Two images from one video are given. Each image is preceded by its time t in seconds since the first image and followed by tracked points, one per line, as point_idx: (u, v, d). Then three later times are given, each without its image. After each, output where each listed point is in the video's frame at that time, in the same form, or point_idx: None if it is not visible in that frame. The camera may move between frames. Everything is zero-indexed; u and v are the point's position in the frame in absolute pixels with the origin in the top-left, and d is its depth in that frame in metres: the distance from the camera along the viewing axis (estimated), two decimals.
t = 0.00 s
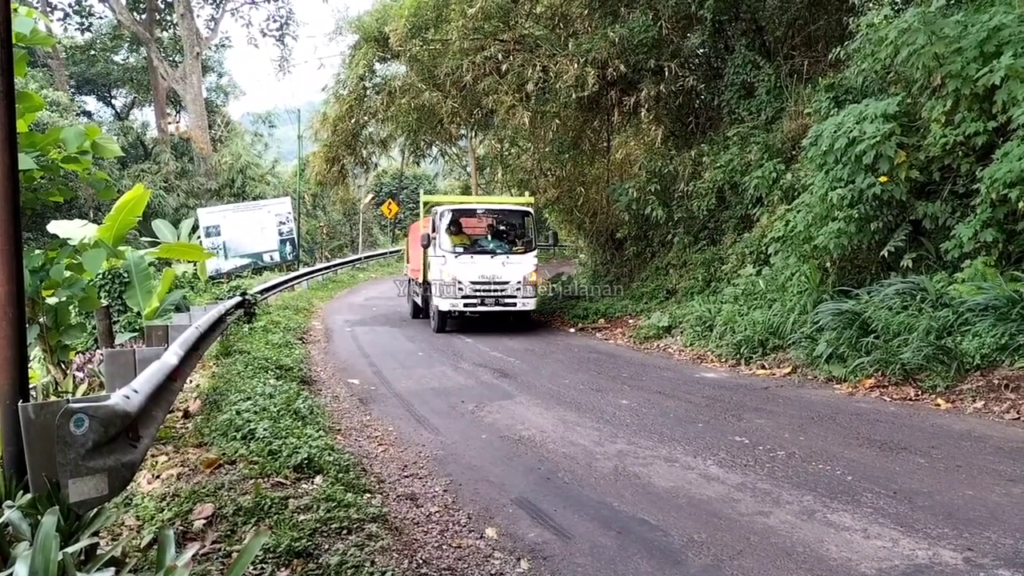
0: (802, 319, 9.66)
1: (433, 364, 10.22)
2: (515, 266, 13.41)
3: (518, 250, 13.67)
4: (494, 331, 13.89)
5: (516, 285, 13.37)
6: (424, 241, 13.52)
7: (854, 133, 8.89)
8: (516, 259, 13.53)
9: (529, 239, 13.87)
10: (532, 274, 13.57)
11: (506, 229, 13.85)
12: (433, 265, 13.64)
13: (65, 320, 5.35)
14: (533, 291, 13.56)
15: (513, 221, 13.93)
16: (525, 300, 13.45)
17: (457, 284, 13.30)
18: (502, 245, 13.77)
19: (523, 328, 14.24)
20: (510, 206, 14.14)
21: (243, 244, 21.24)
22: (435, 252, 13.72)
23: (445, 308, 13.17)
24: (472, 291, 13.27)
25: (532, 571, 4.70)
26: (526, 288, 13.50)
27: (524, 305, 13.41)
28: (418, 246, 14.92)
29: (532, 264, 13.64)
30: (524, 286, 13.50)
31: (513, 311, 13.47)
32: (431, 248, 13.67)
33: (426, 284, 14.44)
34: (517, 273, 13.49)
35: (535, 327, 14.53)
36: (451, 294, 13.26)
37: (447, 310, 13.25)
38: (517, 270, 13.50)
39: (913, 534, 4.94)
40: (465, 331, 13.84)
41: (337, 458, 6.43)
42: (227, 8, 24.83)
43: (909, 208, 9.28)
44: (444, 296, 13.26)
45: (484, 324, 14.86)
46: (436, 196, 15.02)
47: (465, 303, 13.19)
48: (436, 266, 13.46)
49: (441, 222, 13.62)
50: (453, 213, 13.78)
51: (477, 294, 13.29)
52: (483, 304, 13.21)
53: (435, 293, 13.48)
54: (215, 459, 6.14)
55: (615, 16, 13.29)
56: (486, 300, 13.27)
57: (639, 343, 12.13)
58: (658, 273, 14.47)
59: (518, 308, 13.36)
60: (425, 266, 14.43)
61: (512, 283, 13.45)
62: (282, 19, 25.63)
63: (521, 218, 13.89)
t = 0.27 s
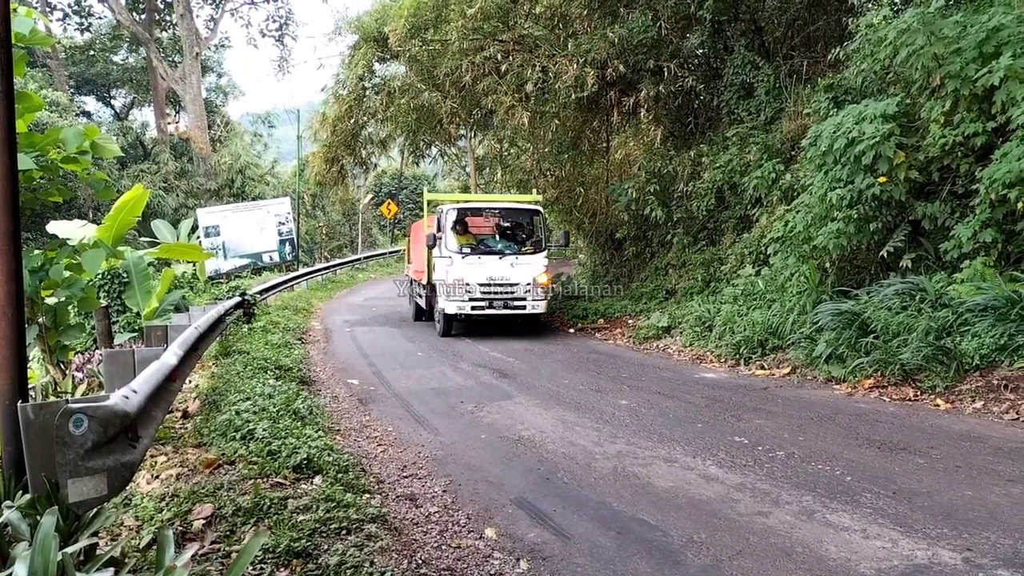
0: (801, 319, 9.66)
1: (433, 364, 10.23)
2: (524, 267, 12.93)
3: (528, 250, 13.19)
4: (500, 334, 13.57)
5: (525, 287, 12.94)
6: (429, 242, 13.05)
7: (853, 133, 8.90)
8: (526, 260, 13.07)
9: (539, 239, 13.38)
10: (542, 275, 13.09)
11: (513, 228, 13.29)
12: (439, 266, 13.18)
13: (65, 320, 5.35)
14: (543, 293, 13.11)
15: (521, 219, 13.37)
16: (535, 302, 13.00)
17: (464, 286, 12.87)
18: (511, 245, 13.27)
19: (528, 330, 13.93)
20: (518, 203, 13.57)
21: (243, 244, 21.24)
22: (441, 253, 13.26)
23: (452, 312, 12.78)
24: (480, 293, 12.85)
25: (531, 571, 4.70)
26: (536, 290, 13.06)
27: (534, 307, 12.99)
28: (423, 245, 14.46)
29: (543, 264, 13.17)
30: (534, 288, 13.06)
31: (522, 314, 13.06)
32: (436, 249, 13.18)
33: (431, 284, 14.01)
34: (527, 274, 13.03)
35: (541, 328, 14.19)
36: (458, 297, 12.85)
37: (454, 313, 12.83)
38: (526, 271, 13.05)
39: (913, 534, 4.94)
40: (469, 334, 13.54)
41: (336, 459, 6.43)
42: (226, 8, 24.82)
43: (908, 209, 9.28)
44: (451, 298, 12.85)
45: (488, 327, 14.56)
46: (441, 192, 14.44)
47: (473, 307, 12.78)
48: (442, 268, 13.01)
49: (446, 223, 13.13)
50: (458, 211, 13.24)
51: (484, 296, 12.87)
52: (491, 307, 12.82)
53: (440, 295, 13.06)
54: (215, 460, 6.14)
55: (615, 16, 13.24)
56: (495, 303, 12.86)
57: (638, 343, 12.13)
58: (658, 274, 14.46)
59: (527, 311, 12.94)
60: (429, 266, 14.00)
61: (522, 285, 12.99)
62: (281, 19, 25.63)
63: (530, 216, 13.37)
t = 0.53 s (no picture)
0: (800, 319, 9.67)
1: (432, 364, 10.24)
2: (534, 267, 12.70)
3: (537, 251, 12.98)
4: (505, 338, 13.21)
5: (535, 288, 12.65)
6: (435, 243, 12.75)
7: (853, 133, 8.91)
8: (535, 261, 12.85)
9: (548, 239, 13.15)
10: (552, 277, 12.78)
11: (521, 228, 13.20)
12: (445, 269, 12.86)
13: (63, 320, 5.35)
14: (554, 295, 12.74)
15: (528, 220, 13.26)
16: (545, 306, 12.61)
17: (471, 288, 12.57)
18: (519, 245, 13.10)
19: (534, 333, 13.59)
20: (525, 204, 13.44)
21: (242, 244, 21.24)
22: (447, 254, 12.95)
23: (459, 314, 12.40)
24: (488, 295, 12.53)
25: (531, 571, 4.71)
26: (546, 291, 12.74)
27: (544, 311, 12.60)
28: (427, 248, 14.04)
29: (553, 265, 12.94)
30: (544, 289, 12.76)
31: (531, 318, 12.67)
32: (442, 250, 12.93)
33: (435, 288, 13.62)
34: (536, 275, 12.78)
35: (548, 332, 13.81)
36: (465, 299, 12.50)
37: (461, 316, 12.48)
38: (536, 271, 12.82)
39: (912, 534, 4.94)
40: (473, 337, 13.20)
41: (335, 459, 6.43)
42: (225, 8, 24.80)
43: (907, 209, 9.28)
44: (457, 301, 12.51)
45: (493, 330, 14.20)
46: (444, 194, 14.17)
47: (481, 309, 12.44)
48: (449, 269, 12.68)
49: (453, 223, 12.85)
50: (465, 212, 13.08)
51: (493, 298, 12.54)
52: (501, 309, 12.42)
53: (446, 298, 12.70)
54: (214, 460, 6.14)
55: (614, 16, 13.13)
56: (503, 305, 12.50)
57: (637, 343, 12.12)
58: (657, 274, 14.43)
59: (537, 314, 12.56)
60: (434, 269, 13.60)
61: (531, 287, 12.66)
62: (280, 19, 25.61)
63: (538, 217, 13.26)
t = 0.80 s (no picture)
0: (798, 319, 9.68)
1: (430, 365, 10.23)
2: (545, 268, 12.20)
3: (548, 251, 12.44)
4: (511, 340, 12.88)
5: (546, 291, 12.18)
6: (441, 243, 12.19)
7: (850, 133, 8.93)
8: (546, 261, 12.31)
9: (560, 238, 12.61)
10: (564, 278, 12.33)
11: (529, 226, 12.66)
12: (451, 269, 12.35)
13: (61, 320, 5.35)
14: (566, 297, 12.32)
15: (537, 218, 12.72)
16: (557, 308, 12.20)
17: (479, 289, 12.07)
18: (529, 244, 12.55)
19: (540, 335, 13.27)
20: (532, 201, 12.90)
21: (240, 244, 21.22)
22: (455, 254, 12.41)
23: (466, 318, 11.96)
24: (497, 297, 12.06)
25: (529, 571, 4.70)
26: (558, 293, 12.29)
27: (554, 314, 12.21)
28: (432, 246, 13.53)
29: (565, 266, 12.42)
30: (556, 291, 12.30)
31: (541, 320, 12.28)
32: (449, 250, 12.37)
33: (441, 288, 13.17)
34: (547, 276, 12.29)
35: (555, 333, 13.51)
36: (472, 302, 12.03)
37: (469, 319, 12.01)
38: (547, 273, 12.31)
39: (909, 533, 4.95)
40: (478, 339, 12.87)
41: (333, 459, 6.42)
42: (223, 8, 24.76)
43: (905, 209, 9.30)
44: (464, 303, 12.03)
45: (497, 330, 13.90)
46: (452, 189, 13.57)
47: (489, 312, 11.99)
48: (456, 270, 12.17)
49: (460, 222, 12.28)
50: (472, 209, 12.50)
51: (502, 301, 12.08)
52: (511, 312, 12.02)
53: (453, 300, 12.23)
54: (212, 460, 6.14)
55: (612, 17, 13.15)
56: (513, 308, 12.07)
57: (635, 343, 12.12)
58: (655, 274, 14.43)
59: (548, 317, 12.18)
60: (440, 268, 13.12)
61: (542, 288, 12.19)
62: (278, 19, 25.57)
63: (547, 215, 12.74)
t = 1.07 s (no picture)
0: (793, 319, 9.69)
1: (425, 365, 10.22)
2: (555, 269, 11.81)
3: (559, 250, 12.03)
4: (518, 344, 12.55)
5: (556, 292, 11.80)
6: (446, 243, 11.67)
7: (845, 133, 8.95)
8: (556, 261, 11.90)
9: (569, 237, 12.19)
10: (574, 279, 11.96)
11: (536, 225, 12.23)
12: (456, 268, 11.86)
13: (55, 321, 5.33)
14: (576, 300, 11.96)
15: (544, 215, 12.29)
16: (566, 311, 11.86)
17: (487, 290, 11.63)
18: (536, 243, 12.11)
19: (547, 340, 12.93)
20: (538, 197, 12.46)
21: (235, 244, 21.18)
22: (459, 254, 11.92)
23: (472, 321, 11.54)
24: (506, 299, 11.64)
25: (525, 571, 4.70)
26: (568, 294, 11.93)
27: (564, 316, 11.87)
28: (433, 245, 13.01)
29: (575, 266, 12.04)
30: (566, 292, 11.92)
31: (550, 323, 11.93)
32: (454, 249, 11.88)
33: (443, 288, 12.72)
34: (557, 277, 11.89)
35: (563, 335, 13.19)
36: (479, 304, 11.60)
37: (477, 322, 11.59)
38: (557, 273, 11.91)
39: (904, 533, 4.96)
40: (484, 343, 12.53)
41: (328, 460, 6.41)
42: (218, 8, 24.70)
43: (899, 209, 9.33)
44: (471, 305, 11.60)
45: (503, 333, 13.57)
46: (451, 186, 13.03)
47: (497, 315, 11.58)
48: (462, 271, 11.70)
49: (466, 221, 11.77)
50: (478, 207, 12.02)
51: (510, 303, 11.68)
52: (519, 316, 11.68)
53: (458, 303, 11.77)
54: (207, 461, 6.12)
55: (607, 17, 13.12)
56: (522, 311, 11.68)
57: (631, 343, 12.12)
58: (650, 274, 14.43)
59: (558, 320, 11.84)
60: (442, 268, 12.64)
61: (552, 289, 11.81)
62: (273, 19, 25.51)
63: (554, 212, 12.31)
